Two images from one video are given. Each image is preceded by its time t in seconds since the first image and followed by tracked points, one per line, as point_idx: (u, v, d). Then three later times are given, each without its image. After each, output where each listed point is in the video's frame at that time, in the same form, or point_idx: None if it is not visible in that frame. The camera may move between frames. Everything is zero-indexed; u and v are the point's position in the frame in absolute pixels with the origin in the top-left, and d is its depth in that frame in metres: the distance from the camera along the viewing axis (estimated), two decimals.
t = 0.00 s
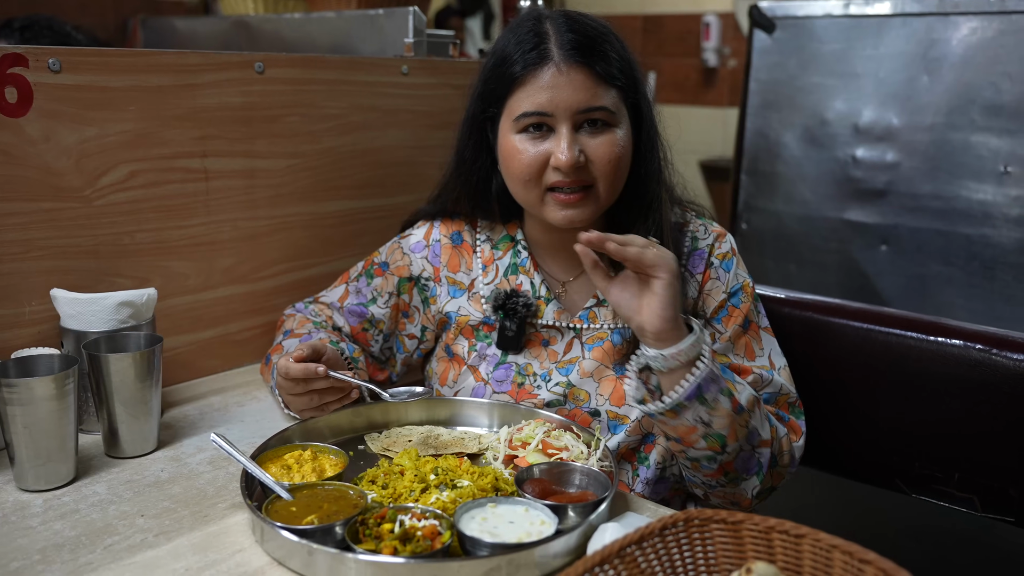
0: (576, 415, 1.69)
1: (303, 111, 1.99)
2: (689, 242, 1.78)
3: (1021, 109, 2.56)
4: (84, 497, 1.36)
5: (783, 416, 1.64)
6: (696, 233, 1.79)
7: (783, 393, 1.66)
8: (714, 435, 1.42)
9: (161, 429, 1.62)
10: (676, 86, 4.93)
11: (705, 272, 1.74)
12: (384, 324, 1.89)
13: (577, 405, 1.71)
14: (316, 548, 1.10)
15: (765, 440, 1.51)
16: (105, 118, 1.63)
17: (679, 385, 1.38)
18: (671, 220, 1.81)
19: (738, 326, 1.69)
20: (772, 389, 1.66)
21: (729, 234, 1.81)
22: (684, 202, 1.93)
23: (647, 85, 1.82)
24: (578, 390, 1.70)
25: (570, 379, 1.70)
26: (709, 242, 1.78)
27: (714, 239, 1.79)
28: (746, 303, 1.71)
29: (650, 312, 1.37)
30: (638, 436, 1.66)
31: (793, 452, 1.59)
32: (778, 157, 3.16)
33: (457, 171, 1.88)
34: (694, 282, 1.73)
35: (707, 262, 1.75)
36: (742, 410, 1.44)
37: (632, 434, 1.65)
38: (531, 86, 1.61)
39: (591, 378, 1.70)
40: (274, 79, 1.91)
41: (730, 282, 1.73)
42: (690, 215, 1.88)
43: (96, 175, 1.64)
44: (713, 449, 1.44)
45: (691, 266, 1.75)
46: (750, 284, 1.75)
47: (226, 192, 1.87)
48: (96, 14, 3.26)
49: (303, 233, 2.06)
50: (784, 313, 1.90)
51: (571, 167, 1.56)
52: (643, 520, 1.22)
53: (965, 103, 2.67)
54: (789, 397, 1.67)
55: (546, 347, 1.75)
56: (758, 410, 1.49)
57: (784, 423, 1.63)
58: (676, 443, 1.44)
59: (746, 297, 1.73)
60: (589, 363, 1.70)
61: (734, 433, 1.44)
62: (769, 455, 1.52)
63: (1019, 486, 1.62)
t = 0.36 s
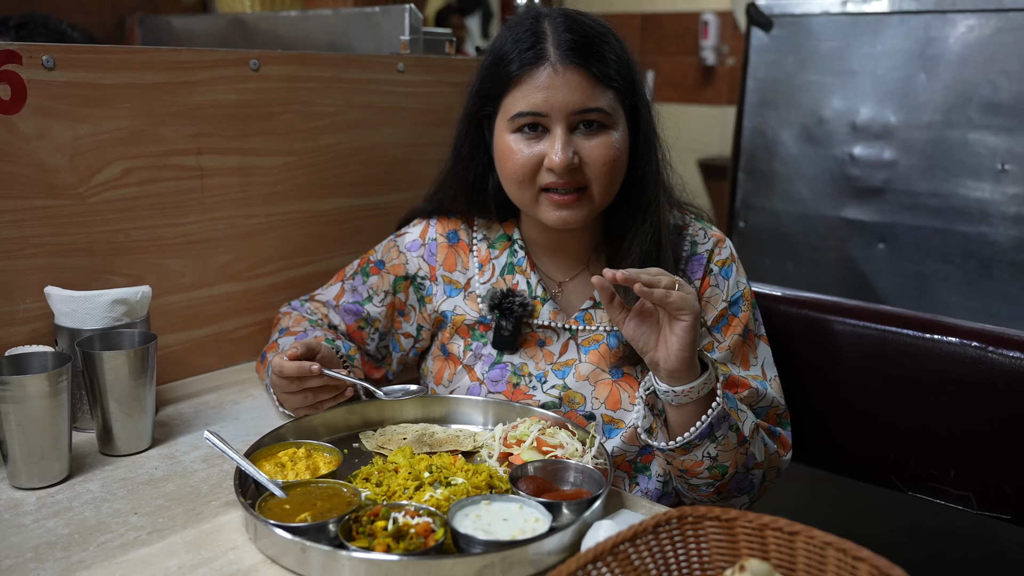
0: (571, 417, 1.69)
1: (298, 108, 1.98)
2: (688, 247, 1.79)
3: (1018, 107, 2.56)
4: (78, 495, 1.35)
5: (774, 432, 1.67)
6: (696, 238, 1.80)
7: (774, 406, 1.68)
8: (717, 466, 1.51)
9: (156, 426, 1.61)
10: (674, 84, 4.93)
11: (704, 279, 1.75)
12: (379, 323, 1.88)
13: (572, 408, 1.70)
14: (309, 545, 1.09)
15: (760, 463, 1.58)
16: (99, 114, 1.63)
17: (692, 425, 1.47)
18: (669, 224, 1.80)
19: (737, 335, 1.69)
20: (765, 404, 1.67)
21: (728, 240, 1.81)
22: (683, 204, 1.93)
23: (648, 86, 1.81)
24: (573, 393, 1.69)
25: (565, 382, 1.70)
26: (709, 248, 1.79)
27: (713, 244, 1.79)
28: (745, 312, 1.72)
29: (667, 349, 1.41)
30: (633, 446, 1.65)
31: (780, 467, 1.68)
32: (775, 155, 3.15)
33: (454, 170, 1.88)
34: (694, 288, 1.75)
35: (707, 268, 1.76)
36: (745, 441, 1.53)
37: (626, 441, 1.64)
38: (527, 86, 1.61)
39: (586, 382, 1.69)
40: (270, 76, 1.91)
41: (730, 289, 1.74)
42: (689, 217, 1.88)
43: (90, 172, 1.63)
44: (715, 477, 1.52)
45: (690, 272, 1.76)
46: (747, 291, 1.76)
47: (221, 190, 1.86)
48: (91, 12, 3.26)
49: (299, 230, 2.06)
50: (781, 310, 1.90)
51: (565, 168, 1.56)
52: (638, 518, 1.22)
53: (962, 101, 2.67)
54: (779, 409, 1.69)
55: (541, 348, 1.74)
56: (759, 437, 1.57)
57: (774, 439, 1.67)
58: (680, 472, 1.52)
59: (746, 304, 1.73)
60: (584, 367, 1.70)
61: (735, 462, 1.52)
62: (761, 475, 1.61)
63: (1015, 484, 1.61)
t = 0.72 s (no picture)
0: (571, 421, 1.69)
1: (300, 108, 1.98)
2: (691, 250, 1.78)
3: (1018, 107, 2.56)
4: (81, 496, 1.35)
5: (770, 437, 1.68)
6: (698, 241, 1.80)
7: (772, 413, 1.69)
8: (702, 469, 1.48)
9: (158, 427, 1.61)
10: (674, 84, 4.93)
11: (705, 281, 1.74)
12: (380, 324, 1.88)
13: (573, 411, 1.70)
14: (313, 546, 1.10)
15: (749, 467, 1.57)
16: (102, 115, 1.62)
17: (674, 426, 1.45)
18: (671, 226, 1.80)
19: (738, 340, 1.70)
20: (762, 410, 1.68)
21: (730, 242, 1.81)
22: (684, 205, 1.93)
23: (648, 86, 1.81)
24: (574, 397, 1.70)
25: (566, 386, 1.70)
26: (711, 250, 1.78)
27: (716, 247, 1.79)
28: (746, 316, 1.72)
29: (650, 351, 1.39)
30: (634, 451, 1.63)
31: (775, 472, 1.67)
32: (776, 155, 3.16)
33: (455, 170, 1.88)
34: (694, 291, 1.74)
35: (708, 271, 1.75)
36: (731, 445, 1.50)
37: (626, 446, 1.63)
38: (526, 85, 1.61)
39: (587, 385, 1.70)
40: (272, 77, 1.91)
41: (731, 292, 1.73)
42: (691, 220, 1.88)
43: (93, 173, 1.63)
44: (701, 480, 1.50)
45: (692, 275, 1.75)
46: (749, 296, 1.76)
47: (223, 190, 1.86)
48: (92, 12, 3.27)
49: (301, 231, 2.06)
50: (783, 311, 1.90)
51: (563, 167, 1.56)
52: (641, 519, 1.22)
53: (963, 100, 2.67)
54: (776, 415, 1.70)
55: (543, 350, 1.74)
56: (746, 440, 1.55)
57: (770, 444, 1.67)
58: (665, 474, 1.51)
59: (747, 308, 1.73)
60: (586, 370, 1.70)
61: (722, 465, 1.50)
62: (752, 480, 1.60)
63: (1016, 484, 1.62)
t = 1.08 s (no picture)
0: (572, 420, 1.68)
1: (301, 108, 1.98)
2: (692, 250, 1.78)
3: (1018, 107, 2.56)
4: (82, 497, 1.35)
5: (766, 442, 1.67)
6: (700, 241, 1.80)
7: (768, 417, 1.69)
8: (693, 485, 1.43)
9: (158, 427, 1.61)
10: (674, 83, 4.93)
11: (707, 283, 1.75)
12: (383, 323, 1.88)
13: (573, 411, 1.70)
14: (314, 547, 1.09)
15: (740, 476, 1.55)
16: (102, 115, 1.62)
17: (667, 447, 1.36)
18: (671, 226, 1.79)
19: (739, 343, 1.69)
20: (759, 415, 1.68)
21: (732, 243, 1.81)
22: (686, 206, 1.92)
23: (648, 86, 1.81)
24: (575, 396, 1.70)
25: (568, 385, 1.70)
26: (713, 251, 1.78)
27: (717, 248, 1.79)
28: (747, 318, 1.73)
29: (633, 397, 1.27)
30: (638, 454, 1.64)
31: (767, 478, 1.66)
32: (776, 155, 3.15)
33: (456, 170, 1.88)
34: (695, 292, 1.74)
35: (710, 272, 1.76)
36: (722, 460, 1.45)
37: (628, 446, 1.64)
38: (522, 84, 1.61)
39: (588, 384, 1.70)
40: (272, 77, 1.90)
41: (732, 294, 1.74)
42: (692, 220, 1.87)
43: (93, 173, 1.63)
44: (692, 494, 1.45)
45: (692, 275, 1.75)
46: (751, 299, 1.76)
47: (223, 190, 1.86)
48: (92, 11, 3.26)
49: (301, 231, 2.06)
50: (784, 311, 1.90)
51: (557, 166, 1.56)
52: (642, 520, 1.22)
53: (962, 100, 2.67)
54: (772, 419, 1.70)
55: (544, 348, 1.74)
56: (738, 452, 1.52)
57: (764, 451, 1.65)
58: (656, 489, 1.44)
59: (748, 310, 1.73)
60: (587, 369, 1.70)
61: (712, 479, 1.45)
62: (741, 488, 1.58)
63: (1017, 484, 1.62)
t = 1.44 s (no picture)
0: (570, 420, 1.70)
1: (301, 108, 1.98)
2: (691, 251, 1.79)
3: (1017, 106, 2.56)
4: (83, 496, 1.36)
5: (751, 445, 1.69)
6: (699, 241, 1.81)
7: (752, 417, 1.71)
8: (628, 480, 1.57)
9: (159, 427, 1.62)
10: (673, 82, 4.93)
11: (704, 284, 1.76)
12: (383, 323, 1.88)
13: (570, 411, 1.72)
14: (316, 546, 1.10)
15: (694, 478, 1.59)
16: (103, 115, 1.62)
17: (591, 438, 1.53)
18: (671, 224, 1.79)
19: (729, 340, 1.71)
20: (744, 415, 1.70)
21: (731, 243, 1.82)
22: (686, 206, 1.92)
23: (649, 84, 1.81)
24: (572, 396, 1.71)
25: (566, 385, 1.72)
26: (712, 252, 1.79)
27: (716, 248, 1.80)
28: (742, 317, 1.73)
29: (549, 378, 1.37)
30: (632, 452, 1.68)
31: (747, 485, 1.64)
32: (775, 154, 3.16)
33: (456, 170, 1.88)
34: (693, 293, 1.75)
35: (708, 272, 1.77)
36: (658, 460, 1.55)
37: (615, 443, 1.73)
38: (529, 77, 1.62)
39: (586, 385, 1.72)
40: (272, 76, 1.91)
41: (728, 294, 1.74)
42: (692, 220, 1.87)
43: (94, 173, 1.63)
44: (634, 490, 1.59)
45: (691, 276, 1.77)
46: (747, 297, 1.75)
47: (224, 190, 1.86)
48: (91, 11, 3.26)
49: (302, 230, 2.06)
50: (784, 310, 1.90)
51: (565, 158, 1.56)
52: (643, 519, 1.22)
53: (962, 99, 2.67)
54: (758, 420, 1.72)
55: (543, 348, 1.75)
56: (689, 456, 1.57)
57: (753, 454, 1.68)
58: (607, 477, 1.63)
59: (743, 310, 1.73)
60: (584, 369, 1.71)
61: (650, 477, 1.57)
62: (706, 494, 1.60)
63: (1016, 483, 1.62)
